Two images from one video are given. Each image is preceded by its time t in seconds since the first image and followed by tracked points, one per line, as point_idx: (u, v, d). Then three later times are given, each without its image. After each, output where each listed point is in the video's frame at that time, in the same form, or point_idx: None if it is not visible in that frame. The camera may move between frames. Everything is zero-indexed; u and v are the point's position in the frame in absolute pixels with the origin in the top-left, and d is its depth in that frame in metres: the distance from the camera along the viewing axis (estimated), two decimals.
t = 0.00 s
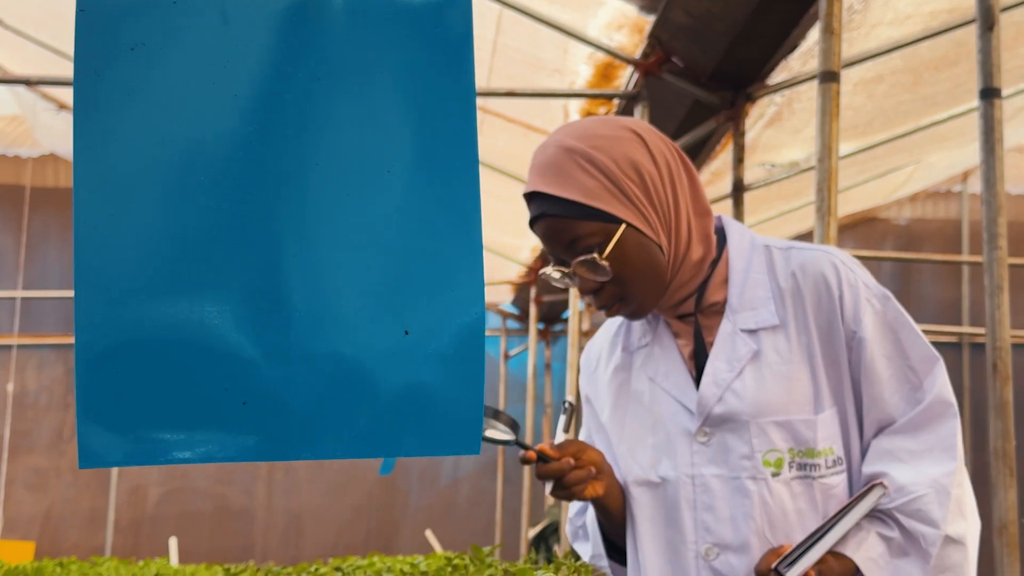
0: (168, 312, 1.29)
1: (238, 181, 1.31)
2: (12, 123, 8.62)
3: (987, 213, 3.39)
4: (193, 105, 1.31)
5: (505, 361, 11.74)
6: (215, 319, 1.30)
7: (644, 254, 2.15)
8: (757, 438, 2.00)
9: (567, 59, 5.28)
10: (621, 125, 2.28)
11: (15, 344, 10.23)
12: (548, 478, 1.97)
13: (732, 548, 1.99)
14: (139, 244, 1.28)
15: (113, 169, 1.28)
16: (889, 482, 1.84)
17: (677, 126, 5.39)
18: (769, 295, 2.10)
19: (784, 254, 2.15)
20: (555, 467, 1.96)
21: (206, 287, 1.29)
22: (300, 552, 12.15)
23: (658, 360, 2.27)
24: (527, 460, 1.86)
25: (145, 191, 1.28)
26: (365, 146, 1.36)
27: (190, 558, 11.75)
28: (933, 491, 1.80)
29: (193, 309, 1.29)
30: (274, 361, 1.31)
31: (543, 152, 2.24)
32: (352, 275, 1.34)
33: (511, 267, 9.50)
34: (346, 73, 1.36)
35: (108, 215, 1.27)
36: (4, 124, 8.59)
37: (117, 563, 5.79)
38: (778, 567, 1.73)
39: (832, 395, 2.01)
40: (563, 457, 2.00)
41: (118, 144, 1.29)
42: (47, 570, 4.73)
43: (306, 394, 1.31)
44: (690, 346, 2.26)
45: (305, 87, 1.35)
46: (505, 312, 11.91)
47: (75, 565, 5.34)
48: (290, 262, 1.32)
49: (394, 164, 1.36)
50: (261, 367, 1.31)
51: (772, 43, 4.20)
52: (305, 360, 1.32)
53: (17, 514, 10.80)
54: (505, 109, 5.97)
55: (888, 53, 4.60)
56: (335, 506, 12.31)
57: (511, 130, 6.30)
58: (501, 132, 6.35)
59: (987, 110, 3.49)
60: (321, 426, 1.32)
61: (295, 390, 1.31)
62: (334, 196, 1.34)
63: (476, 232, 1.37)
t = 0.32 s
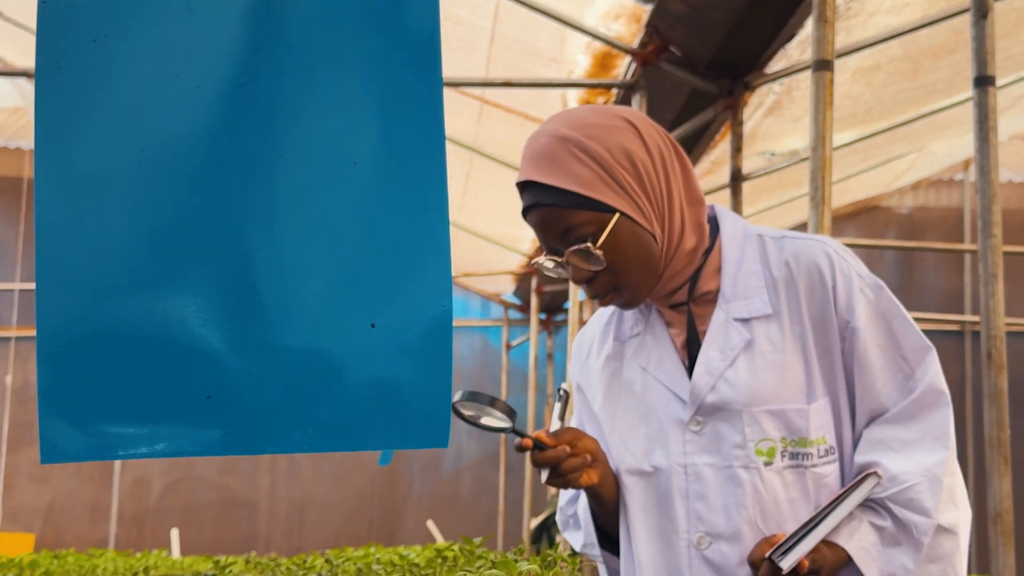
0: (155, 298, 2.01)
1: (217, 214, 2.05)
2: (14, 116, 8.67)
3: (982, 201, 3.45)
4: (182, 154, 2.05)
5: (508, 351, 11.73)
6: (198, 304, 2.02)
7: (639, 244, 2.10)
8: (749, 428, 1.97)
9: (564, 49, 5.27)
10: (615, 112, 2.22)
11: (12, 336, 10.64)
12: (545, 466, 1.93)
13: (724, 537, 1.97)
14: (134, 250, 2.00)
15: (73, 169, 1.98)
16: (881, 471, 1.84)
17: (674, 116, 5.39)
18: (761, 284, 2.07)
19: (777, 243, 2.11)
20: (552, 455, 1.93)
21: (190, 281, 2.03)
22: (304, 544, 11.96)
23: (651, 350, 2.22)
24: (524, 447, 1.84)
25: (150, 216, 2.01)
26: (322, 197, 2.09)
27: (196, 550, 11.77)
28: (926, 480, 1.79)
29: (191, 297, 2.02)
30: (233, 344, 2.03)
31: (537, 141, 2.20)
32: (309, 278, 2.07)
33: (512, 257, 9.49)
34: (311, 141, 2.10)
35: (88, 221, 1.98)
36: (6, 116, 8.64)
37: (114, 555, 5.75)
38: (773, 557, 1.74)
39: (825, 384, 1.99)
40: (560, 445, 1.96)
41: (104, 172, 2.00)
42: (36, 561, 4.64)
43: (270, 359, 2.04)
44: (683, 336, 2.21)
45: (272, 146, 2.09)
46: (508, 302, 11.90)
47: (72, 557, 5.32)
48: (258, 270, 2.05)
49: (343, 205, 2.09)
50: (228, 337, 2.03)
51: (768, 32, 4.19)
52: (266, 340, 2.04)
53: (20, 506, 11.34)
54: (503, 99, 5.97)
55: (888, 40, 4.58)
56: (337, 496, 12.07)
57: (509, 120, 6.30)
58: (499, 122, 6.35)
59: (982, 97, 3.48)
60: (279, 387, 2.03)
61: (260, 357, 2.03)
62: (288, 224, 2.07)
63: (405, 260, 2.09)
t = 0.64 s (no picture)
0: (127, 299, 2.17)
1: (183, 221, 2.22)
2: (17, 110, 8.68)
3: (975, 192, 3.43)
4: (152, 161, 2.21)
5: (511, 343, 11.73)
6: (177, 304, 2.21)
7: (637, 235, 2.08)
8: (743, 419, 1.97)
9: (562, 41, 5.25)
10: (613, 105, 2.21)
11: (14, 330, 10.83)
12: (547, 455, 1.94)
13: (717, 528, 1.97)
14: (116, 255, 2.17)
15: (48, 173, 2.12)
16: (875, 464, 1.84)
17: (674, 108, 5.35)
18: (757, 276, 2.07)
19: (773, 236, 2.11)
20: (555, 443, 1.93)
21: (165, 279, 2.21)
22: (307, 535, 11.87)
23: (646, 342, 2.22)
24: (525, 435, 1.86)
25: (120, 222, 2.17)
26: (290, 204, 2.29)
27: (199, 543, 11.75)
28: (919, 474, 1.80)
29: (167, 295, 2.20)
30: (203, 341, 2.23)
31: (534, 133, 2.19)
32: (271, 280, 2.27)
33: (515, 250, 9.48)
34: (275, 153, 2.30)
35: (64, 227, 2.13)
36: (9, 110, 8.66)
37: (114, 549, 5.72)
38: (767, 548, 1.74)
39: (819, 377, 1.99)
40: (561, 434, 1.96)
41: (85, 181, 2.15)
42: (33, 555, 4.62)
43: (242, 352, 2.25)
44: (678, 327, 2.22)
45: (238, 157, 2.28)
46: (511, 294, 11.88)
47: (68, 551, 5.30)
48: (229, 271, 2.24)
49: (303, 210, 2.30)
50: (200, 334, 2.22)
51: (766, 23, 4.20)
52: (238, 334, 2.25)
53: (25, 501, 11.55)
54: (504, 91, 5.97)
55: (887, 31, 4.57)
56: (342, 488, 11.95)
57: (509, 113, 6.29)
58: (499, 115, 6.34)
59: (975, 88, 3.46)
60: (248, 378, 2.24)
61: (229, 350, 2.24)
62: (256, 232, 2.27)
63: (358, 266, 2.32)
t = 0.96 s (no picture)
0: (110, 303, 2.46)
1: (162, 222, 2.50)
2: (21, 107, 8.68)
3: (973, 186, 3.44)
4: (133, 170, 2.50)
5: (513, 339, 11.76)
6: (160, 297, 2.50)
7: (639, 230, 1.86)
8: (741, 413, 1.77)
9: (563, 36, 5.25)
10: (616, 98, 1.99)
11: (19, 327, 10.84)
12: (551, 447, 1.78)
13: (714, 522, 1.78)
14: (102, 255, 2.46)
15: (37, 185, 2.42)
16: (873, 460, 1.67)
17: (675, 103, 5.33)
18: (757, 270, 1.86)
19: (774, 232, 1.89)
20: (559, 435, 1.78)
21: (147, 280, 2.50)
22: (312, 530, 11.86)
23: (645, 336, 1.99)
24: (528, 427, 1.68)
25: (106, 222, 2.47)
26: (267, 208, 2.57)
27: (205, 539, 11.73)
28: (917, 470, 1.63)
29: (154, 288, 2.50)
30: (178, 341, 2.51)
31: (536, 127, 1.97)
32: (242, 284, 2.54)
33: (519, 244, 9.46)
34: (250, 159, 2.57)
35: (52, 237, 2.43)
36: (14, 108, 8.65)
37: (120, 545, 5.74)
38: (768, 542, 1.60)
39: (820, 370, 1.79)
40: (565, 426, 1.81)
41: (71, 194, 2.45)
42: (32, 552, 4.62)
43: (222, 346, 2.53)
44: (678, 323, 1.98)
45: (210, 162, 2.55)
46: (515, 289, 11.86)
47: (70, 548, 5.29)
48: (205, 274, 2.53)
49: (279, 212, 2.57)
50: (178, 334, 2.52)
51: (767, 17, 4.19)
52: (211, 332, 2.53)
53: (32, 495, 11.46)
54: (506, 86, 5.97)
55: (889, 25, 4.56)
56: (347, 483, 11.96)
57: (511, 108, 6.29)
58: (502, 110, 6.34)
59: (972, 83, 3.44)
60: (226, 371, 2.53)
61: (210, 341, 2.53)
62: (231, 234, 2.55)
63: (327, 264, 2.58)
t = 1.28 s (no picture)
0: (95, 305, 2.82)
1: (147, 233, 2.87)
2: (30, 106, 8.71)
3: (971, 181, 3.35)
4: (111, 185, 2.84)
5: (521, 335, 11.61)
6: (143, 299, 2.86)
7: (643, 227, 1.83)
8: (742, 408, 1.73)
9: (565, 33, 5.27)
10: (621, 95, 1.96)
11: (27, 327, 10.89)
12: (553, 440, 1.72)
13: (714, 517, 1.72)
14: (85, 263, 2.81)
15: (30, 199, 2.76)
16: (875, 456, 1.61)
17: (677, 99, 5.33)
18: (760, 267, 1.81)
19: (776, 229, 1.85)
20: (562, 429, 1.72)
21: (128, 282, 2.85)
22: (319, 527, 11.86)
23: (646, 330, 1.94)
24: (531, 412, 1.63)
25: (94, 233, 2.82)
26: (242, 220, 2.96)
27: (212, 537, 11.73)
28: (917, 466, 1.58)
29: (139, 292, 2.86)
30: (152, 340, 2.88)
31: (539, 123, 1.94)
32: (215, 287, 2.93)
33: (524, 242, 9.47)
34: (222, 173, 2.95)
35: (44, 243, 2.77)
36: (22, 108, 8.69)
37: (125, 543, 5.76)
38: (769, 537, 1.53)
39: (820, 368, 1.75)
40: (569, 420, 1.75)
41: (58, 206, 2.79)
42: (33, 549, 4.62)
43: (201, 342, 2.92)
44: (680, 317, 1.93)
45: (184, 177, 2.92)
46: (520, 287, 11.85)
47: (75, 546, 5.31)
48: (181, 278, 2.90)
49: (248, 221, 2.96)
50: (154, 332, 2.88)
51: (767, 14, 4.20)
52: (189, 329, 2.91)
53: (40, 492, 11.51)
54: (510, 85, 5.99)
55: (890, 21, 4.57)
56: (353, 480, 11.95)
57: (515, 105, 6.30)
58: (505, 107, 6.36)
59: (970, 78, 3.39)
60: (206, 366, 2.92)
61: (191, 337, 2.91)
62: (203, 241, 2.92)
63: (296, 270, 2.99)
